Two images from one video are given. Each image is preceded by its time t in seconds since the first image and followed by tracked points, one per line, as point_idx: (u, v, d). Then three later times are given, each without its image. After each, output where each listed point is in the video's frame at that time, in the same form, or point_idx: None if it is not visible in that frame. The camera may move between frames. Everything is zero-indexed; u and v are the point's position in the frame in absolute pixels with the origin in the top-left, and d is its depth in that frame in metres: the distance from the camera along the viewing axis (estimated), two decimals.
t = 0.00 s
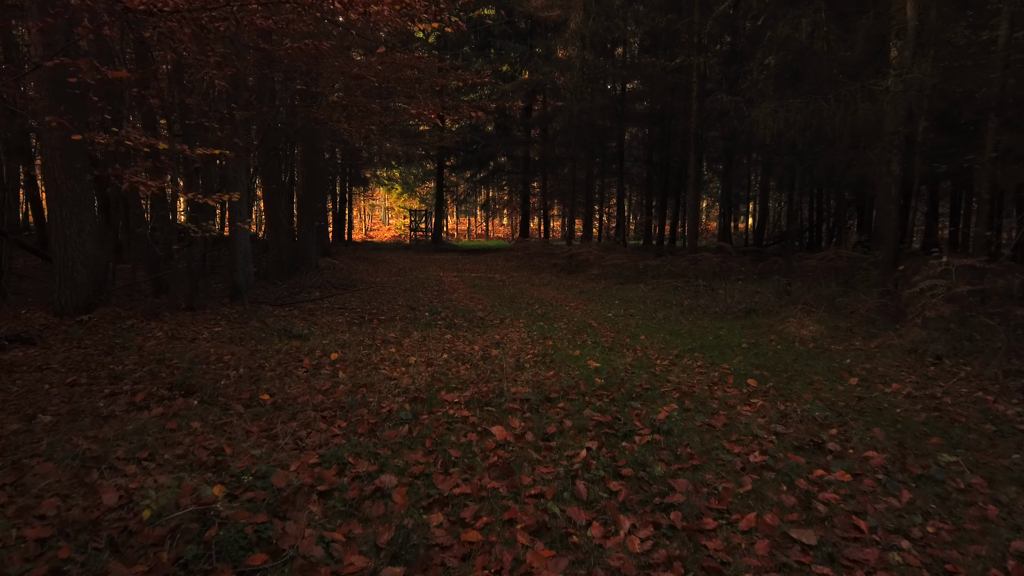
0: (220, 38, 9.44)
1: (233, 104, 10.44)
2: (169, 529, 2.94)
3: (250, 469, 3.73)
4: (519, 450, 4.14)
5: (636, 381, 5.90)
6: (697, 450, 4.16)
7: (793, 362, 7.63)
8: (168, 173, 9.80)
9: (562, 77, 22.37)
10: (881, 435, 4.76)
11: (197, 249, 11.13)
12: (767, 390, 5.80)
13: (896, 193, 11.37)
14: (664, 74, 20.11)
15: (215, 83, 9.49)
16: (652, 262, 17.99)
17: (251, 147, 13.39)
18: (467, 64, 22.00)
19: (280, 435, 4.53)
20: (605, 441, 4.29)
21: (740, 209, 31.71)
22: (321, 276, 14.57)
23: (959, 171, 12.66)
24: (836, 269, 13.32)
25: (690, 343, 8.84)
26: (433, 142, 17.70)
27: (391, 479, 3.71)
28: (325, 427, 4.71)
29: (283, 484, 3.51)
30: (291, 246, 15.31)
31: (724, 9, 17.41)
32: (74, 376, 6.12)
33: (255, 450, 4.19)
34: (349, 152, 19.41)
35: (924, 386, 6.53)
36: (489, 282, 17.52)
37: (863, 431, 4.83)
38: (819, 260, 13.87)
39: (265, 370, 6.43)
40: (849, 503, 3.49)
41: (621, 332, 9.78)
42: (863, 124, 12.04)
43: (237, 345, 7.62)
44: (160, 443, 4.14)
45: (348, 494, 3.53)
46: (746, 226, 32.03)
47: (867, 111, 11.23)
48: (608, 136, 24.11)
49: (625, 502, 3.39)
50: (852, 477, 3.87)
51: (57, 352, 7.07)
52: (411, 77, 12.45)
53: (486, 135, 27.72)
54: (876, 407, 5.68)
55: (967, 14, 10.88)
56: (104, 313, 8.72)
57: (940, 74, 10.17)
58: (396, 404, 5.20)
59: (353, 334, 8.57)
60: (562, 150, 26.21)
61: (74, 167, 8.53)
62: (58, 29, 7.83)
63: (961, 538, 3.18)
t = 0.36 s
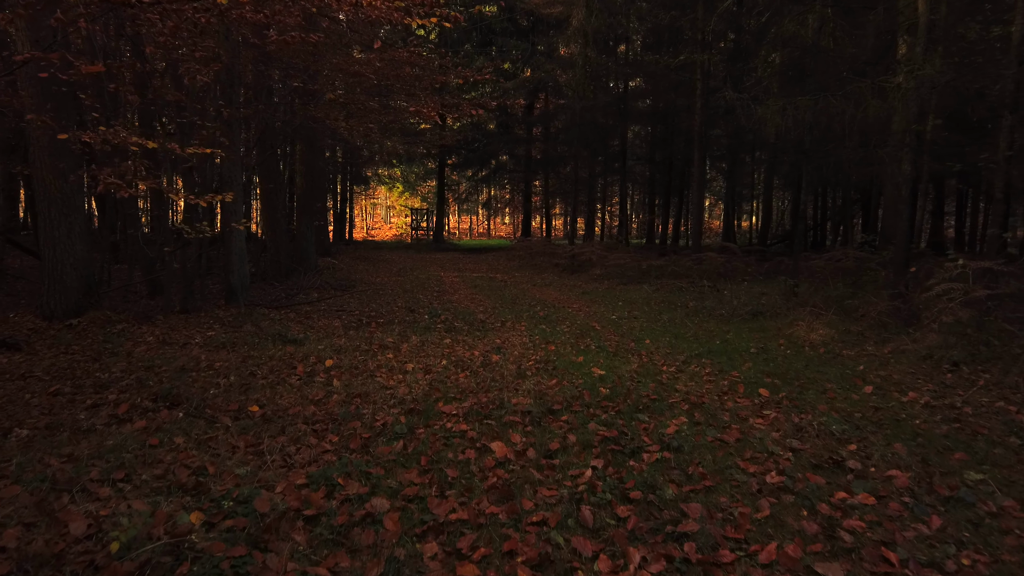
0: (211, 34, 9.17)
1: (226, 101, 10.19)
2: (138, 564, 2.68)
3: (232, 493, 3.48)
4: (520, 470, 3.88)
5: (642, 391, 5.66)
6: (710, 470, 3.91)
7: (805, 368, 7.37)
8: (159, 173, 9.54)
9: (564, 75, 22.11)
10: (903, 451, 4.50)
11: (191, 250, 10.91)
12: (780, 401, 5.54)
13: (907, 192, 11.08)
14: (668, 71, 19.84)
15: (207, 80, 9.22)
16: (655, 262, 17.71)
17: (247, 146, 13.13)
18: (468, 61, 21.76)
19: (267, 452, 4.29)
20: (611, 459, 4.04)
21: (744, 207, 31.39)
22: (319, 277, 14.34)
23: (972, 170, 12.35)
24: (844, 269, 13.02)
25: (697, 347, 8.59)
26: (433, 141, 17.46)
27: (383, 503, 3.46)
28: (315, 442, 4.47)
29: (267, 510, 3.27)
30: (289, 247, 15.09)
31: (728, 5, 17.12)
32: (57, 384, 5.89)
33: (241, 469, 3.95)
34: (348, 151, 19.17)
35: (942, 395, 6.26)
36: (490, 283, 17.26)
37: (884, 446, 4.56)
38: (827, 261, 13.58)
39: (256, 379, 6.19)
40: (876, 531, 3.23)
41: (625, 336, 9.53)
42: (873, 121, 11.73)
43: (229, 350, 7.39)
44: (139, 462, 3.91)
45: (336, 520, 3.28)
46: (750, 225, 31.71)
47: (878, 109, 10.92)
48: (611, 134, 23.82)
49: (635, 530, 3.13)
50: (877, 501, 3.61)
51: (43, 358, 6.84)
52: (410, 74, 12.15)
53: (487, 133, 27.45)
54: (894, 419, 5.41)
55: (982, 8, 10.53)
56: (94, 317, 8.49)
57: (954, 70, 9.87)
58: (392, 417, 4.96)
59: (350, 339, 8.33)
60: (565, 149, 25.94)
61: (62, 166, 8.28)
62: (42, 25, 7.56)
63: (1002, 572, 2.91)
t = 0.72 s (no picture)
0: (210, 33, 9.01)
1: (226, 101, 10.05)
2: None
3: (223, 510, 3.32)
4: (525, 485, 3.70)
5: (651, 399, 5.47)
6: (725, 485, 3.73)
7: (817, 375, 7.15)
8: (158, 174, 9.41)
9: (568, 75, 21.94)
10: (926, 464, 4.29)
11: (191, 253, 10.78)
12: (793, 410, 5.34)
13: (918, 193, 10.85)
14: (674, 71, 19.66)
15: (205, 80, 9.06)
16: (661, 264, 17.51)
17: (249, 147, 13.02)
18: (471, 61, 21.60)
19: (262, 464, 4.12)
20: (621, 474, 3.86)
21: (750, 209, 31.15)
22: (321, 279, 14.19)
23: (984, 171, 12.10)
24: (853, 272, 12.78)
25: (705, 352, 8.40)
26: (437, 143, 17.32)
27: (381, 521, 3.29)
28: (312, 454, 4.30)
29: (259, 529, 3.10)
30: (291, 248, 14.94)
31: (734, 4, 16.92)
32: (48, 391, 5.74)
33: (234, 484, 3.78)
34: (351, 152, 19.06)
35: (961, 404, 6.03)
36: (494, 285, 17.08)
37: (906, 459, 4.35)
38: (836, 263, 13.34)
39: (254, 385, 6.03)
40: (906, 555, 3.02)
41: (632, 340, 9.34)
42: (883, 122, 11.51)
43: (227, 355, 7.24)
44: (128, 475, 3.75)
45: (331, 539, 3.10)
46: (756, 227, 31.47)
47: (889, 108, 10.70)
48: (615, 135, 23.63)
49: (647, 552, 2.95)
50: (903, 520, 3.41)
51: (36, 363, 6.71)
52: (413, 74, 11.96)
53: (491, 134, 27.31)
54: (914, 429, 5.19)
55: (997, 4, 10.27)
56: (91, 320, 8.37)
57: (967, 69, 9.64)
58: (392, 427, 4.79)
59: (350, 343, 8.17)
60: (568, 150, 25.77)
61: (59, 168, 8.15)
62: (36, 24, 7.42)
63: None
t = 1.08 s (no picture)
0: (206, 28, 8.73)
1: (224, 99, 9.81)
2: None
3: (218, 533, 3.08)
4: (541, 505, 3.45)
5: (667, 408, 5.23)
6: (754, 504, 3.48)
7: (836, 381, 6.89)
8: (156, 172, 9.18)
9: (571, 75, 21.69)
10: (965, 480, 4.02)
11: (190, 253, 10.57)
12: (817, 420, 5.08)
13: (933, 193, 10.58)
14: (679, 70, 19.42)
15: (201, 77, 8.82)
16: (666, 265, 17.26)
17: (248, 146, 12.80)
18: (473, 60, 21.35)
19: (260, 480, 3.88)
20: (643, 491, 3.61)
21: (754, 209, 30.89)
22: (322, 281, 13.96)
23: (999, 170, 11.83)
24: (865, 274, 12.51)
25: (718, 357, 8.15)
26: (439, 142, 17.09)
27: (388, 544, 3.05)
28: (313, 468, 4.06)
29: (255, 556, 2.87)
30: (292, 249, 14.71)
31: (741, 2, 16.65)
32: (37, 400, 5.49)
33: (230, 502, 3.53)
34: (353, 151, 18.84)
35: (990, 412, 5.76)
36: (497, 286, 16.84)
37: (943, 475, 4.08)
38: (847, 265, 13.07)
39: (253, 393, 5.79)
40: None
41: (641, 344, 9.10)
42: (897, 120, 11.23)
43: (225, 360, 7.00)
44: (117, 493, 3.52)
45: (334, 566, 2.86)
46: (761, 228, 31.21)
47: (904, 107, 10.43)
48: (619, 135, 23.39)
49: None
50: (951, 544, 3.16)
51: (27, 368, 6.47)
52: (415, 71, 11.71)
53: (493, 134, 27.08)
54: (945, 441, 4.92)
55: None
56: (85, 323, 8.13)
57: (985, 66, 9.37)
58: (397, 438, 4.54)
59: (353, 347, 7.93)
60: (571, 150, 25.54)
61: (52, 166, 7.92)
62: (26, 19, 7.18)
63: None
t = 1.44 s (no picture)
0: (201, 22, 8.52)
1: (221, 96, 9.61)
2: None
3: (206, 554, 2.90)
4: (550, 524, 3.25)
5: (677, 415, 5.04)
6: (776, 521, 3.30)
7: (849, 386, 6.69)
8: (151, 170, 8.97)
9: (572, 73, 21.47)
10: (996, 494, 3.80)
11: (187, 253, 10.39)
12: (833, 429, 4.89)
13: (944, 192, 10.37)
14: (682, 68, 19.19)
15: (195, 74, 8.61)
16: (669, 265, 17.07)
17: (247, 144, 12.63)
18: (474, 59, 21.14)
19: (254, 493, 3.70)
20: (657, 507, 3.43)
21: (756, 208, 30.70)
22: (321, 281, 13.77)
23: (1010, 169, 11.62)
24: (872, 274, 12.31)
25: (726, 360, 7.96)
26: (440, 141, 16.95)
27: (389, 564, 2.86)
28: (310, 480, 3.88)
29: None
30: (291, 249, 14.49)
31: None
32: (23, 407, 5.27)
33: (222, 518, 3.35)
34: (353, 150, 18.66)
35: (1009, 417, 5.56)
36: (498, 286, 16.66)
37: (969, 487, 3.88)
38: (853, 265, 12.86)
39: (249, 398, 5.60)
40: None
41: (646, 346, 8.91)
42: (907, 118, 11.03)
43: (220, 364, 6.80)
44: (100, 510, 3.32)
45: None
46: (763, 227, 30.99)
47: (914, 105, 10.22)
48: (621, 134, 23.19)
49: None
50: (987, 564, 2.96)
51: (16, 372, 6.28)
52: (415, 69, 11.53)
53: (494, 133, 26.88)
54: (967, 449, 4.73)
55: None
56: (79, 325, 7.96)
57: (997, 63, 9.16)
58: (399, 447, 4.36)
59: (352, 350, 7.75)
60: (572, 149, 25.31)
61: (44, 165, 7.73)
62: (14, 13, 6.97)
63: None
